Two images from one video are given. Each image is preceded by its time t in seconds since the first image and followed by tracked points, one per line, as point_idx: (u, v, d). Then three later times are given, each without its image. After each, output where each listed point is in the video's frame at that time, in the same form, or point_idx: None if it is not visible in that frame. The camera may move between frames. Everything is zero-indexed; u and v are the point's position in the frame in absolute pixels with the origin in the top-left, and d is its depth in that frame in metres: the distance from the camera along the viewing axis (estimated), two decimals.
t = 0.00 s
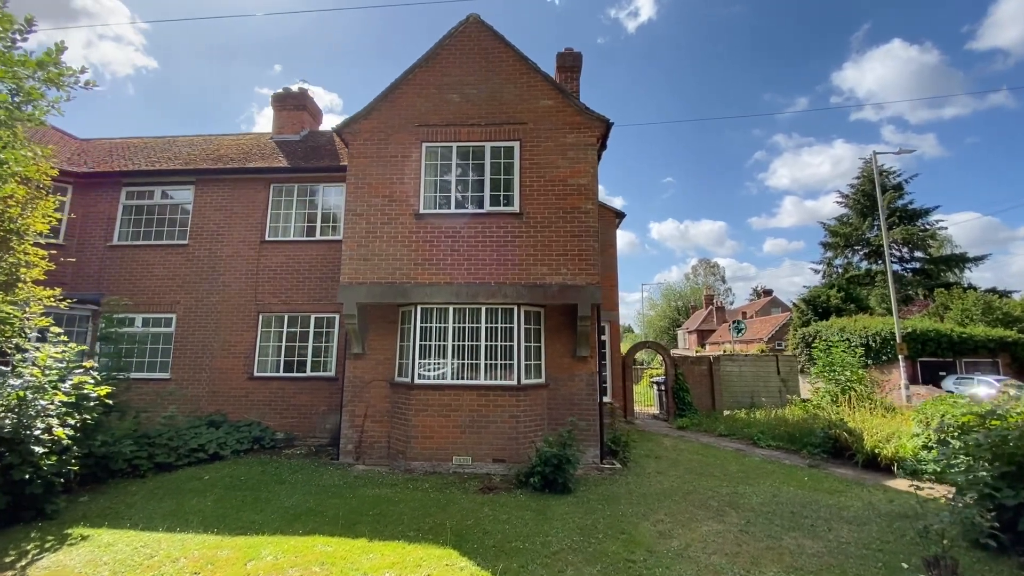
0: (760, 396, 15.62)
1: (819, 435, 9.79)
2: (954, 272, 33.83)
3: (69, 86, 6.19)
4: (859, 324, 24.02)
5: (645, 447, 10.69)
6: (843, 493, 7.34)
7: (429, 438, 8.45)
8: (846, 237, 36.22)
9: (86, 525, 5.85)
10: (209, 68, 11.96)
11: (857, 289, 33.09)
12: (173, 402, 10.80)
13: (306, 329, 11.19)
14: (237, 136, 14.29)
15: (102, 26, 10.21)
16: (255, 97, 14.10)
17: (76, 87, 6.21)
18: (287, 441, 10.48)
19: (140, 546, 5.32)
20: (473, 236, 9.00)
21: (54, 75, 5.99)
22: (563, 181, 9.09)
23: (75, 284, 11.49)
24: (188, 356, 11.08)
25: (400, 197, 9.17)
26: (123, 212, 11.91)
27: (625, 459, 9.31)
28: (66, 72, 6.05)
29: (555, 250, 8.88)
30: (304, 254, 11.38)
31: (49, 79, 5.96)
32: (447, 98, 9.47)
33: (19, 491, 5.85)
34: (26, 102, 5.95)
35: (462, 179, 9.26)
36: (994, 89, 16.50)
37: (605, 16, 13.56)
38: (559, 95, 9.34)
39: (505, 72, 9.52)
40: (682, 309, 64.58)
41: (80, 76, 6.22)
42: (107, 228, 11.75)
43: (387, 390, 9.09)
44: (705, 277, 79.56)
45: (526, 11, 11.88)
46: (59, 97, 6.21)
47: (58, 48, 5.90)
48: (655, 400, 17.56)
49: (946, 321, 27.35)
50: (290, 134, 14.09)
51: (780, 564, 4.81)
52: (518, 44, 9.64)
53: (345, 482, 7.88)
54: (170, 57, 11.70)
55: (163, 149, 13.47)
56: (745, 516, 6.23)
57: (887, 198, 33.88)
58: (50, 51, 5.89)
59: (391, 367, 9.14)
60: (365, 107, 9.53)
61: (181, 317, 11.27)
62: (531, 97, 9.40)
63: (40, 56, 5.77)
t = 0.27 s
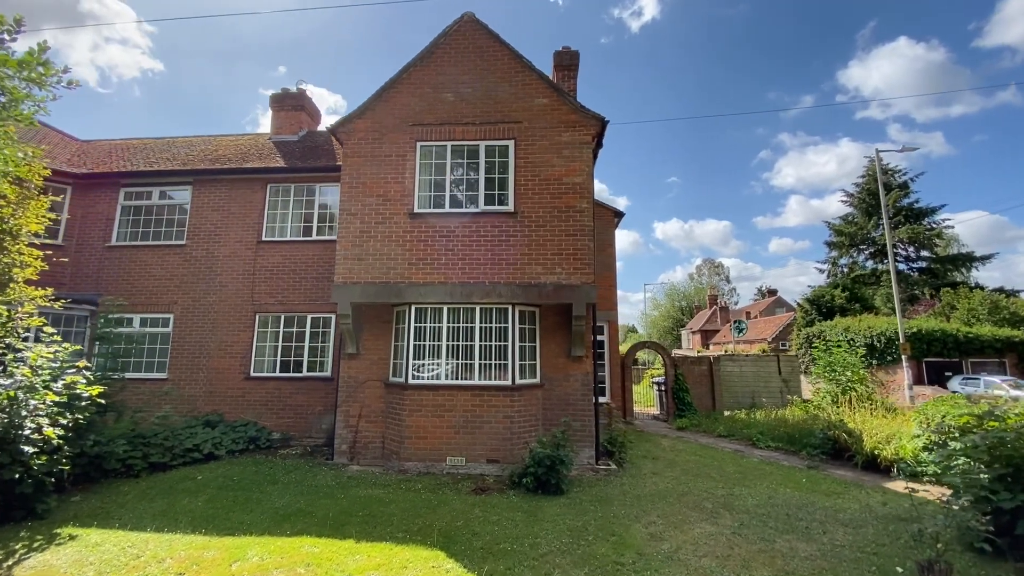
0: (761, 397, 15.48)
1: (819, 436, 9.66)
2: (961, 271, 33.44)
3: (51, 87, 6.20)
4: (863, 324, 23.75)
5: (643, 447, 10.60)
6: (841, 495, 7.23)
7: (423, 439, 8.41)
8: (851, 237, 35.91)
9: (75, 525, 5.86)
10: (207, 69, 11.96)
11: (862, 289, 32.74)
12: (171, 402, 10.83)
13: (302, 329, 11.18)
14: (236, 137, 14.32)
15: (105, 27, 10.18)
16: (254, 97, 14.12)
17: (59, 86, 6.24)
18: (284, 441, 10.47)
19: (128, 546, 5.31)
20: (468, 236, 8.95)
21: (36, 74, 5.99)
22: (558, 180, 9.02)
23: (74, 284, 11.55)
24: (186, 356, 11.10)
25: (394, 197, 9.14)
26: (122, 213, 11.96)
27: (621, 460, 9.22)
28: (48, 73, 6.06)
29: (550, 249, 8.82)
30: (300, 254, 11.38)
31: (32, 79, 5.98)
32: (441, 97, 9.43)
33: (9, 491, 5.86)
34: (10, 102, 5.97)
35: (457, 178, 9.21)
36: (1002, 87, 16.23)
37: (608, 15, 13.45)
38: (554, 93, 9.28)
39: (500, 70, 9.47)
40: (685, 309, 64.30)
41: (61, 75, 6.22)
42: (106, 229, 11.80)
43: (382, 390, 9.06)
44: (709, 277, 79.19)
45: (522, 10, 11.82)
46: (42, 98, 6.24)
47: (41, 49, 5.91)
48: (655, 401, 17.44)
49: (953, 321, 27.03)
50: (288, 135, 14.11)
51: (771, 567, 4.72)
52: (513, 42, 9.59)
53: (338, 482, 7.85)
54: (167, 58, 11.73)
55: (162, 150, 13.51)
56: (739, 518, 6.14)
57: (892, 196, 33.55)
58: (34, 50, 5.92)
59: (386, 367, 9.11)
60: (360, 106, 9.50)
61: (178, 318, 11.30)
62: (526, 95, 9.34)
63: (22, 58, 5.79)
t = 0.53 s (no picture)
0: (763, 397, 15.33)
1: (819, 437, 9.53)
2: (969, 270, 32.99)
3: (35, 86, 6.23)
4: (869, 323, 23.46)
5: (640, 448, 10.51)
6: (840, 498, 7.11)
7: (417, 439, 8.38)
8: (858, 235, 35.52)
9: (66, 524, 5.88)
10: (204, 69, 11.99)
11: (869, 288, 32.39)
12: (169, 401, 10.88)
13: (300, 329, 11.19)
14: (236, 137, 14.37)
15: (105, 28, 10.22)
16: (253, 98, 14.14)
17: (43, 86, 6.29)
18: (281, 441, 10.47)
19: (116, 546, 5.32)
20: (463, 235, 8.90)
21: (19, 73, 6.02)
22: (553, 179, 8.96)
23: (75, 284, 11.63)
24: (184, 356, 11.14)
25: (389, 196, 9.11)
26: (121, 213, 12.02)
27: (617, 461, 9.14)
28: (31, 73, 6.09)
29: (545, 248, 8.76)
30: (298, 254, 11.39)
31: (16, 80, 6.02)
32: (436, 96, 9.39)
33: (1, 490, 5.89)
34: None
35: (452, 177, 9.16)
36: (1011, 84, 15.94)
37: (612, 14, 13.36)
38: (549, 91, 9.21)
39: (495, 68, 9.41)
40: (690, 308, 63.95)
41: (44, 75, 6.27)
42: (106, 229, 11.87)
43: (377, 390, 9.04)
44: (714, 276, 78.72)
45: (520, 8, 11.76)
46: (27, 99, 6.27)
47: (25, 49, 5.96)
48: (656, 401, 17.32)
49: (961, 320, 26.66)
50: (287, 135, 14.14)
51: (762, 572, 4.64)
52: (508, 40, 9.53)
53: (331, 482, 7.83)
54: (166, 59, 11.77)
55: (161, 151, 13.56)
56: (733, 520, 6.05)
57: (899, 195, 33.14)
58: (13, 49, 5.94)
59: (381, 366, 9.08)
60: (355, 106, 9.48)
61: (177, 317, 11.34)
62: (521, 93, 9.28)
63: (7, 58, 5.86)
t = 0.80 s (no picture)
0: (767, 399, 15.15)
1: (822, 440, 9.37)
2: (980, 270, 32.46)
3: (24, 86, 6.58)
4: (877, 324, 23.12)
5: (641, 450, 10.40)
6: (841, 501, 6.97)
7: (414, 440, 8.34)
8: (866, 235, 35.09)
9: (61, 524, 5.91)
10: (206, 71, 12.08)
11: (877, 288, 31.95)
12: (171, 401, 10.95)
13: (299, 329, 11.21)
14: (238, 139, 14.45)
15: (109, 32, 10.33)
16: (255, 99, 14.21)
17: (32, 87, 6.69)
18: (280, 441, 10.48)
19: (108, 546, 5.32)
20: (460, 235, 8.86)
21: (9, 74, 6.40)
22: (551, 178, 8.90)
23: (78, 285, 11.74)
24: (185, 356, 11.20)
25: (386, 196, 9.09)
26: (124, 215, 12.11)
27: (616, 463, 9.05)
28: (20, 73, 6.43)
29: (542, 248, 8.70)
30: (297, 255, 11.41)
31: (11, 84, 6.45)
32: (434, 96, 9.36)
33: None
34: None
35: (449, 177, 9.12)
36: None
37: (617, 14, 13.25)
38: (547, 90, 9.15)
39: (493, 68, 9.37)
40: (697, 309, 63.53)
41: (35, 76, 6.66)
42: (109, 231, 11.97)
43: (374, 390, 9.01)
44: (721, 277, 78.16)
45: (519, 7, 11.71)
46: (20, 100, 6.63)
47: (13, 50, 6.31)
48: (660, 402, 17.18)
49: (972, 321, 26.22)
50: (288, 136, 14.18)
51: None
52: (506, 40, 9.49)
53: (327, 483, 7.81)
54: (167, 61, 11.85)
55: (164, 153, 13.65)
56: (730, 524, 5.95)
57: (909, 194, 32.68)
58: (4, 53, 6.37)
59: (378, 367, 9.06)
60: (352, 106, 9.48)
61: (178, 318, 11.41)
62: (518, 92, 9.23)
63: None
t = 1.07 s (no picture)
0: (771, 400, 14.97)
1: (825, 441, 9.24)
2: (991, 269, 31.98)
3: (19, 86, 6.84)
4: (885, 324, 22.83)
5: (641, 451, 10.31)
6: (844, 504, 6.85)
7: (412, 440, 8.31)
8: (874, 234, 34.70)
9: (58, 523, 5.93)
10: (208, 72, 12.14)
11: (885, 288, 31.56)
12: (172, 401, 11.01)
13: (299, 329, 11.22)
14: (240, 140, 14.51)
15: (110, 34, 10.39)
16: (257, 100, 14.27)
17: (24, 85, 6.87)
18: (280, 441, 10.49)
19: (103, 545, 5.33)
20: (458, 235, 8.82)
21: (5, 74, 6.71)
22: (550, 177, 8.83)
23: (82, 285, 11.83)
24: (186, 356, 11.25)
25: (385, 196, 9.07)
26: (127, 215, 12.19)
27: (616, 464, 8.97)
28: (10, 72, 6.71)
29: (541, 247, 8.64)
30: (297, 255, 11.42)
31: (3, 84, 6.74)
32: (432, 95, 9.33)
33: None
34: None
35: (447, 176, 9.09)
36: None
37: (622, 14, 13.19)
38: (546, 88, 9.10)
39: (491, 66, 9.33)
40: (702, 309, 63.14)
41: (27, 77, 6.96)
42: (112, 231, 12.05)
43: (372, 390, 8.99)
44: (727, 277, 77.65)
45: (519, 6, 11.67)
46: (16, 100, 6.88)
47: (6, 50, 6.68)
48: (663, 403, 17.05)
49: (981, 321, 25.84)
50: (290, 137, 14.22)
51: None
52: (505, 38, 9.45)
53: (324, 483, 7.80)
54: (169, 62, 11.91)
55: (166, 154, 13.72)
56: (729, 527, 5.86)
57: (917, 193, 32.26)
58: None
59: (377, 367, 9.04)
60: (351, 106, 9.48)
61: (180, 318, 11.46)
62: (517, 91, 9.18)
63: None
